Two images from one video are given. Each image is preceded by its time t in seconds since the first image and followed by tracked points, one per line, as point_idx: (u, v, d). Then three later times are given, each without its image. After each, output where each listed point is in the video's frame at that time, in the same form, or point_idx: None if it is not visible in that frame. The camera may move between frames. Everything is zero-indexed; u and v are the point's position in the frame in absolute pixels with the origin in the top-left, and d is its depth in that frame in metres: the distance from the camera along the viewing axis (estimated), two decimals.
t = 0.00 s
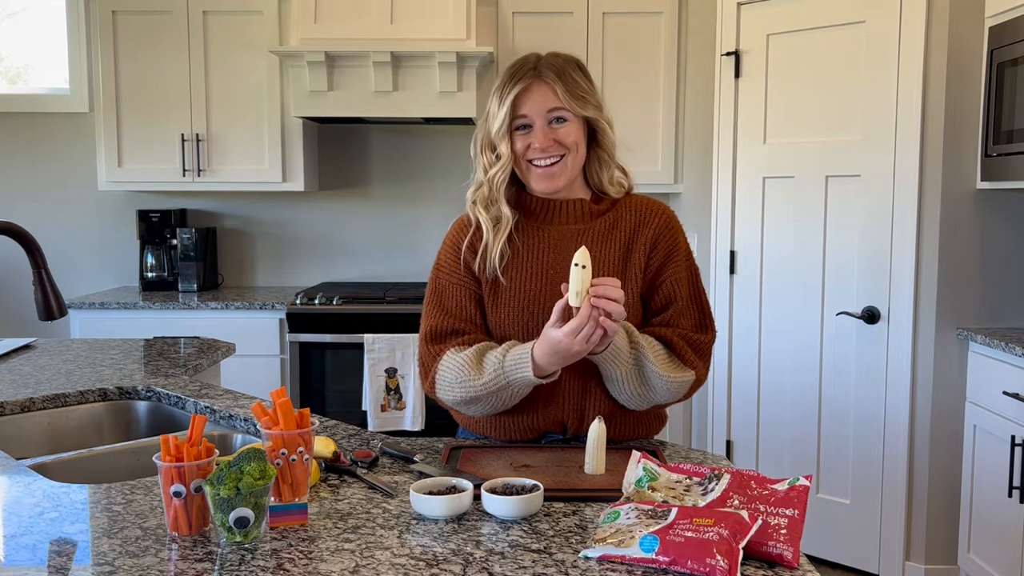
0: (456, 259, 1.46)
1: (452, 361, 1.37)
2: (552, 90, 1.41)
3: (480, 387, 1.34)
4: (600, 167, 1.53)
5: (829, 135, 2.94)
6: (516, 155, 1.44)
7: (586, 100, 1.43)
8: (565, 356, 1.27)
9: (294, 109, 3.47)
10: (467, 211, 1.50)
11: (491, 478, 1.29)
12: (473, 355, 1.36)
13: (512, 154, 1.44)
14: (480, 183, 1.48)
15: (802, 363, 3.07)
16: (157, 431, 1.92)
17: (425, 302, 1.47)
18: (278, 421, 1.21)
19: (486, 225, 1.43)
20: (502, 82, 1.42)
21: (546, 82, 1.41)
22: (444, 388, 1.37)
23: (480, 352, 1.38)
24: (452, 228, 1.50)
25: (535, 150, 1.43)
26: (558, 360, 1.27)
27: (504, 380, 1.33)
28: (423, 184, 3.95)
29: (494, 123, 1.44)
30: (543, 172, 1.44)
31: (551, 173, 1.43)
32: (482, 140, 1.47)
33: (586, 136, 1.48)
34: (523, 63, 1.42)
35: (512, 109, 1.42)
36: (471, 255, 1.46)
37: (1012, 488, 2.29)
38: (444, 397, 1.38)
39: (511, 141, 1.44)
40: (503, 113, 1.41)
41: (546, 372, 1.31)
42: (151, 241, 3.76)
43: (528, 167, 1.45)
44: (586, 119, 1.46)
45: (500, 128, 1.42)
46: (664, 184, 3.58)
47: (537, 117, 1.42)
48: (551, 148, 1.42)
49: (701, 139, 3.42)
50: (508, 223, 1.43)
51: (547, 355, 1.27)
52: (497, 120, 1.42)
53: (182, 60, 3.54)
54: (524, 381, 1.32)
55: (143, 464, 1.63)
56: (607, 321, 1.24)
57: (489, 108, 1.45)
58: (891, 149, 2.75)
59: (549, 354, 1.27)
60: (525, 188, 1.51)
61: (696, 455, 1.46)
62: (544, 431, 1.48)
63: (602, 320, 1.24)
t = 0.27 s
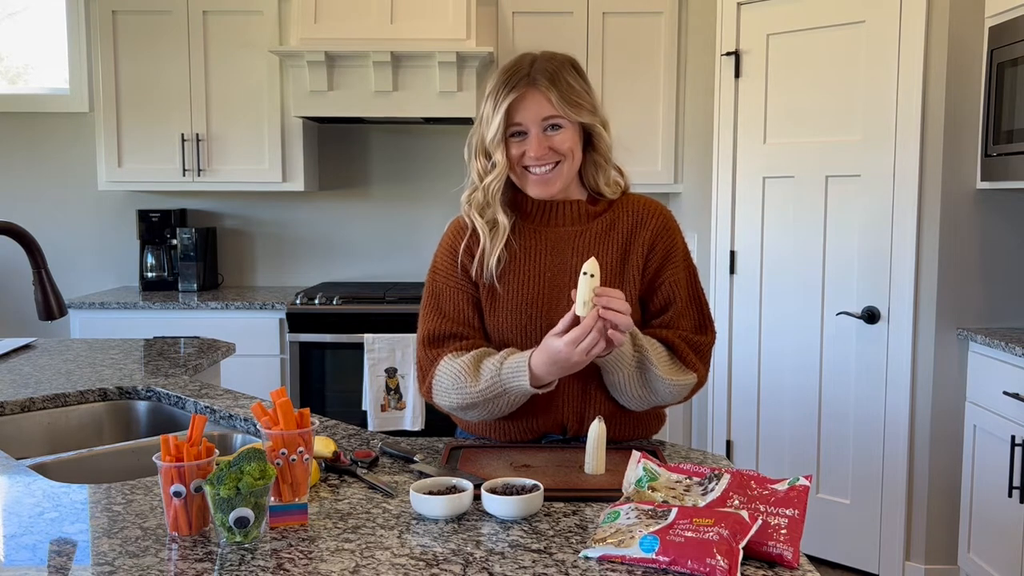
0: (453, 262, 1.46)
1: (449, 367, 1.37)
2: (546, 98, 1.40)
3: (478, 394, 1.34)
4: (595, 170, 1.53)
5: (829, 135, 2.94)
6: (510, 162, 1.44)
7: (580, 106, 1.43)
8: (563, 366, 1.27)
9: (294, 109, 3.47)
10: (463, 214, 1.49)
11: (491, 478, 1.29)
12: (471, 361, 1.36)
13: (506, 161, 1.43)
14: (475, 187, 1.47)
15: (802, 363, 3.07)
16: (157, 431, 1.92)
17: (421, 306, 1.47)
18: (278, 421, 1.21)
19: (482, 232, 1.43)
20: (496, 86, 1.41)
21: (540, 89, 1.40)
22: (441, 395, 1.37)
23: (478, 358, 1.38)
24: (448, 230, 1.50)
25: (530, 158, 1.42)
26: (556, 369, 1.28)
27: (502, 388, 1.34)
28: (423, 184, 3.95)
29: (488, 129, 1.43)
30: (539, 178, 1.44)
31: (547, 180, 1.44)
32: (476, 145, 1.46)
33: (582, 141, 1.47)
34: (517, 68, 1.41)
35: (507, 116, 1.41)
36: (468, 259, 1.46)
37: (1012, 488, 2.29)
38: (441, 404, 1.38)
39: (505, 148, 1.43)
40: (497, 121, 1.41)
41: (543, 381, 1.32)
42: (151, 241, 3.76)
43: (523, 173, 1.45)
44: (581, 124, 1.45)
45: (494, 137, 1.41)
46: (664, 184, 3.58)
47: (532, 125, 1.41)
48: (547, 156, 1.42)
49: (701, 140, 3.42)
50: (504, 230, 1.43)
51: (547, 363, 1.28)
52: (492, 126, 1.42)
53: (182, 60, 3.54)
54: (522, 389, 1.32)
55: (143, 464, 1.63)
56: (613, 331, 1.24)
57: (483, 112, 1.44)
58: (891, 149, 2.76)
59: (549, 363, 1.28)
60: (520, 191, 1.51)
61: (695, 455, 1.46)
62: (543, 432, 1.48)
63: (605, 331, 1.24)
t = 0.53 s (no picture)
0: (450, 266, 1.46)
1: (436, 370, 1.37)
2: (541, 108, 1.39)
3: (464, 396, 1.34)
4: (593, 176, 1.51)
5: (829, 135, 2.95)
6: (506, 169, 1.43)
7: (576, 115, 1.41)
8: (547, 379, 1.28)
9: (294, 109, 3.47)
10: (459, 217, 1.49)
11: (491, 478, 1.29)
12: (457, 363, 1.36)
13: (502, 169, 1.42)
14: (471, 193, 1.47)
15: (802, 363, 3.07)
16: (157, 431, 1.92)
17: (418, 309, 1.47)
18: (278, 421, 1.21)
19: (479, 239, 1.43)
20: (491, 93, 1.40)
21: (535, 99, 1.39)
22: (429, 397, 1.37)
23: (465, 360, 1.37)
24: (445, 233, 1.50)
25: (526, 168, 1.42)
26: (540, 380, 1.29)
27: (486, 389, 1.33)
28: (423, 184, 3.95)
29: (483, 137, 1.42)
30: (535, 187, 1.44)
31: (544, 188, 1.43)
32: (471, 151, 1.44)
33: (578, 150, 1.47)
34: (512, 76, 1.39)
35: (502, 125, 1.40)
36: (465, 263, 1.46)
37: (1012, 488, 2.29)
38: (430, 406, 1.38)
39: (501, 156, 1.43)
40: (492, 131, 1.39)
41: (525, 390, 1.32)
42: (151, 241, 3.76)
43: (520, 180, 1.44)
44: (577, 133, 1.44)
45: (489, 145, 1.40)
46: (664, 184, 3.58)
47: (528, 135, 1.40)
48: (542, 166, 1.42)
49: (701, 140, 3.42)
50: (500, 237, 1.43)
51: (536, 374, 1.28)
52: (487, 135, 1.40)
53: (182, 60, 3.54)
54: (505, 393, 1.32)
55: (143, 464, 1.63)
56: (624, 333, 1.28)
57: (478, 118, 1.43)
58: (891, 149, 2.75)
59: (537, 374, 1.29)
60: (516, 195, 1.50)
61: (696, 455, 1.46)
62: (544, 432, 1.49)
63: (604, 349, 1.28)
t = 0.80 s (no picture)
0: (452, 266, 1.46)
1: (405, 362, 1.34)
2: (546, 109, 1.39)
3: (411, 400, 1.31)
4: (596, 176, 1.52)
5: (829, 135, 2.95)
6: (510, 170, 1.43)
7: (582, 116, 1.41)
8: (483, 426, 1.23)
9: (294, 108, 3.47)
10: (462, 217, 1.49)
11: (491, 478, 1.29)
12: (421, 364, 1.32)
13: (506, 170, 1.43)
14: (474, 194, 1.47)
15: (802, 363, 3.07)
16: (157, 431, 1.92)
17: (414, 306, 1.45)
18: (278, 421, 1.21)
19: (482, 240, 1.43)
20: (495, 94, 1.40)
21: (540, 99, 1.39)
22: (392, 387, 1.35)
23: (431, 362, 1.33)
24: (447, 234, 1.50)
25: (531, 169, 1.42)
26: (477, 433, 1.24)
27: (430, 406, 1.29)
28: (423, 184, 3.95)
29: (487, 138, 1.42)
30: (539, 188, 1.44)
31: (549, 190, 1.44)
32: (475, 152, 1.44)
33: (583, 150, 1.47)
34: (517, 76, 1.39)
35: (506, 126, 1.40)
36: (466, 264, 1.46)
37: (1012, 488, 2.29)
38: (390, 395, 1.36)
39: (505, 158, 1.43)
40: (496, 132, 1.39)
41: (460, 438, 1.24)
42: (151, 241, 3.76)
43: (523, 181, 1.44)
44: (582, 133, 1.44)
45: (493, 146, 1.40)
46: (664, 184, 3.58)
47: (533, 137, 1.41)
48: (547, 167, 1.42)
49: (701, 140, 3.42)
50: (504, 239, 1.43)
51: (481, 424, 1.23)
52: (491, 136, 1.40)
53: (182, 60, 3.54)
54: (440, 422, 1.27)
55: (143, 464, 1.63)
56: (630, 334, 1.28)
57: (482, 118, 1.43)
58: (891, 149, 2.75)
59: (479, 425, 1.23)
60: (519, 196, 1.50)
61: (696, 455, 1.46)
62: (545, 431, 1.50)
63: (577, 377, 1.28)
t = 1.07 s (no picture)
0: (453, 267, 1.46)
1: (406, 360, 1.34)
2: (548, 108, 1.39)
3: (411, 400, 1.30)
4: (597, 176, 1.52)
5: (829, 135, 2.95)
6: (512, 170, 1.43)
7: (583, 115, 1.42)
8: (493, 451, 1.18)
9: (294, 108, 3.47)
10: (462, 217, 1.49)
11: (491, 478, 1.29)
12: (422, 365, 1.32)
13: (508, 171, 1.42)
14: (475, 194, 1.46)
15: (802, 363, 3.07)
16: (157, 431, 1.92)
17: (414, 305, 1.45)
18: (278, 421, 1.21)
19: (484, 241, 1.43)
20: (497, 93, 1.40)
21: (542, 98, 1.39)
22: (391, 384, 1.35)
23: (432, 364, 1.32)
24: (447, 234, 1.50)
25: (533, 169, 1.42)
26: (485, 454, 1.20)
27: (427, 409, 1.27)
28: (423, 184, 3.95)
29: (489, 137, 1.41)
30: (540, 188, 1.44)
31: (551, 191, 1.44)
32: (476, 152, 1.44)
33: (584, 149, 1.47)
34: (519, 75, 1.39)
35: (508, 126, 1.40)
36: (467, 264, 1.46)
37: (1012, 488, 2.29)
38: (389, 392, 1.36)
39: (507, 158, 1.42)
40: (498, 132, 1.39)
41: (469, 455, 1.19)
42: (151, 241, 3.76)
43: (525, 181, 1.44)
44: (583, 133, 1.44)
45: (496, 146, 1.40)
46: (663, 184, 3.58)
47: (535, 136, 1.41)
48: (549, 167, 1.42)
49: (701, 140, 3.42)
50: (505, 239, 1.42)
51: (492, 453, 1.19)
52: (492, 135, 1.40)
53: (182, 60, 3.54)
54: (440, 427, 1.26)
55: (143, 464, 1.63)
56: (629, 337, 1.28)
57: (483, 118, 1.43)
58: (891, 149, 2.75)
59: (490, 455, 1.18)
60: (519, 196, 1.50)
61: (696, 455, 1.46)
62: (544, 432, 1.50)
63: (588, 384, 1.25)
